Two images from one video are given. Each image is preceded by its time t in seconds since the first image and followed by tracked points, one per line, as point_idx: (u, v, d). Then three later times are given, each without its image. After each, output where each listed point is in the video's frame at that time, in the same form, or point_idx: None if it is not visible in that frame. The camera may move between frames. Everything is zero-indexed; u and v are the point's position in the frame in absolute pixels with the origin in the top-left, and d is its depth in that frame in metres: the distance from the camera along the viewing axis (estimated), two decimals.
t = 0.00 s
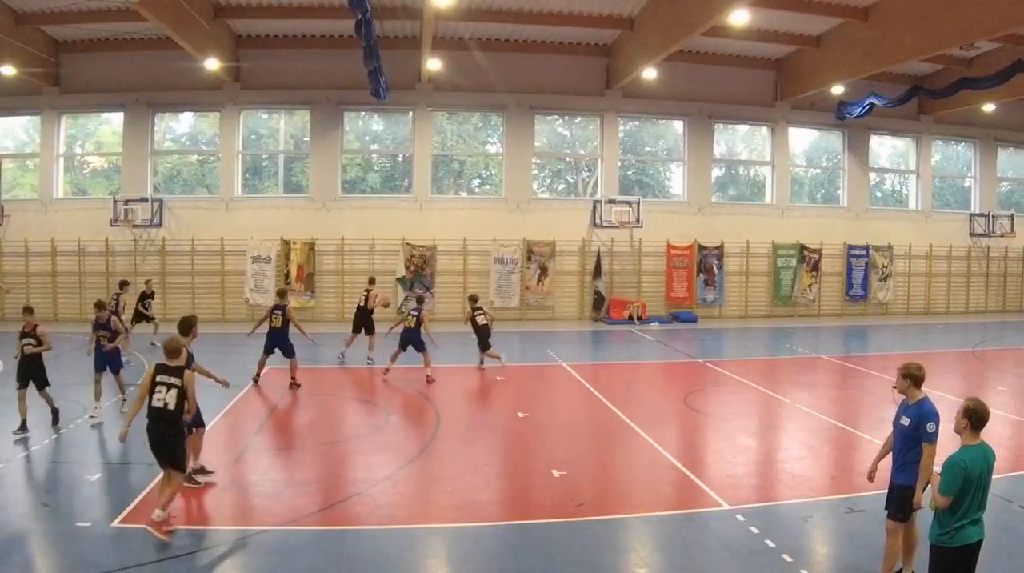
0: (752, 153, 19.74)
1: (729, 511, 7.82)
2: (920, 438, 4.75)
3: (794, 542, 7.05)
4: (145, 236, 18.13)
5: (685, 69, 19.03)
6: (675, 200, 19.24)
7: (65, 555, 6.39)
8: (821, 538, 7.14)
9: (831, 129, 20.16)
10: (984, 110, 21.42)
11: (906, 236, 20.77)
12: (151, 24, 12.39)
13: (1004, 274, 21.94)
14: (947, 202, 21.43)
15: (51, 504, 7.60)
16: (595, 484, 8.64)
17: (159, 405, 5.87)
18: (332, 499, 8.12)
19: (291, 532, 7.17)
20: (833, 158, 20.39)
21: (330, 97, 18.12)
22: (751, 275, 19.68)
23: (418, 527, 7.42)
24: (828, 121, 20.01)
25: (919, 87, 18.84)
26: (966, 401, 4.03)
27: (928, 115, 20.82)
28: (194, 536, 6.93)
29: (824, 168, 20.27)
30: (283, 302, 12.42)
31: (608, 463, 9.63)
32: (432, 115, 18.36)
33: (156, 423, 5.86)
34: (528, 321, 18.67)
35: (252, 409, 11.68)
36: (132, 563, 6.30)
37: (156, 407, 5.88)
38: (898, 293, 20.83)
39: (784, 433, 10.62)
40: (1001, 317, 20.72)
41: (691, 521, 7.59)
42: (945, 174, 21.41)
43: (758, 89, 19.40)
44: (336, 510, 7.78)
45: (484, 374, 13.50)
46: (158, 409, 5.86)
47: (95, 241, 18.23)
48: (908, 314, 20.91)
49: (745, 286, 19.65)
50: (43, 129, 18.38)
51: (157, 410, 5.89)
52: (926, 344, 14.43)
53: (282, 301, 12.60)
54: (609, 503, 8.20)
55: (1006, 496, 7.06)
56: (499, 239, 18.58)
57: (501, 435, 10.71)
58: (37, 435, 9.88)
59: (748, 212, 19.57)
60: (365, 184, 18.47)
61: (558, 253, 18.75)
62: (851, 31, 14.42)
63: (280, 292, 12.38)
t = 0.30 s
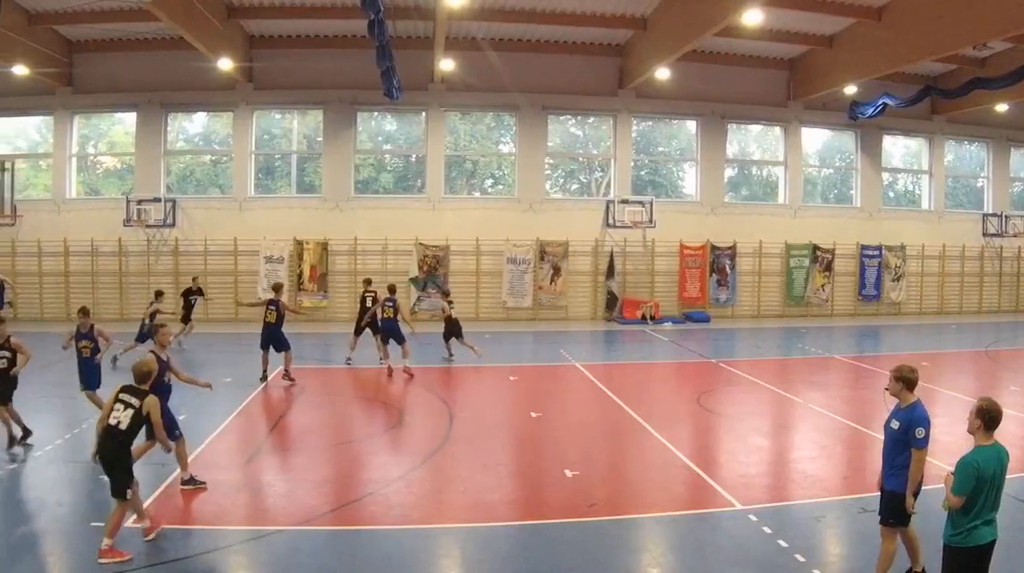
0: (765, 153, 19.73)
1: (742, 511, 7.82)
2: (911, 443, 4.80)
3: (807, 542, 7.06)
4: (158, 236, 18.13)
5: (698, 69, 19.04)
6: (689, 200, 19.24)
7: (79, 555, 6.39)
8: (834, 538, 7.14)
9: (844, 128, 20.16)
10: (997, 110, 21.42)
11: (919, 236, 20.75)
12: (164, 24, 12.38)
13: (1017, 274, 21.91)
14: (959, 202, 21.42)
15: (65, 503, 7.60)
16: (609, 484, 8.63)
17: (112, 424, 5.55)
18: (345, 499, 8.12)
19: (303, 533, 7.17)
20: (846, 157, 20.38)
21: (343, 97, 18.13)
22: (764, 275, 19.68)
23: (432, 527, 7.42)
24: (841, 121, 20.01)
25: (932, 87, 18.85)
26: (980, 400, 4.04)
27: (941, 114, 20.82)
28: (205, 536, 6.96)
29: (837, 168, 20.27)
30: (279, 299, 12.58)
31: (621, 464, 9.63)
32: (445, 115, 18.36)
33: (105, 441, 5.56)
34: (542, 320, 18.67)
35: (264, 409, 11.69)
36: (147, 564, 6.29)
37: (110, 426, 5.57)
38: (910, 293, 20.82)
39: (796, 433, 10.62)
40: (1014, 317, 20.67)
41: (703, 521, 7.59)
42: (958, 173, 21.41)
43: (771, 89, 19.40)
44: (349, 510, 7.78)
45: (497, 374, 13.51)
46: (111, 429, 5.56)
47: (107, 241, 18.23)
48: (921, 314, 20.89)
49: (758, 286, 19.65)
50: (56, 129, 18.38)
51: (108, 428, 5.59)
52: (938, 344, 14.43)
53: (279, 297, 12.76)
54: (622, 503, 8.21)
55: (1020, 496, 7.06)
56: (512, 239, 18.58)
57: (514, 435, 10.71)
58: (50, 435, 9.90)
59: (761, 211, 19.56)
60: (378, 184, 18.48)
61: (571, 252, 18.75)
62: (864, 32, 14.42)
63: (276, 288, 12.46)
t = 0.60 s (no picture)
0: (778, 153, 19.73)
1: (754, 511, 7.82)
2: (901, 444, 4.85)
3: (820, 542, 7.06)
4: (171, 236, 18.14)
5: (711, 69, 19.04)
6: (702, 200, 19.23)
7: (91, 554, 6.40)
8: (848, 538, 7.13)
9: (857, 128, 20.17)
10: (1009, 110, 21.42)
11: (932, 236, 20.73)
12: (178, 25, 12.39)
13: None
14: (972, 202, 21.42)
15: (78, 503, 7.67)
16: (621, 484, 8.63)
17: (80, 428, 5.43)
18: (357, 499, 8.12)
19: (316, 533, 7.17)
20: (859, 157, 20.39)
21: (356, 97, 18.13)
22: (778, 275, 19.67)
23: (446, 527, 7.42)
24: (854, 122, 20.02)
25: (945, 87, 18.86)
26: (992, 399, 4.06)
27: (953, 114, 20.82)
28: (216, 537, 6.94)
29: (850, 168, 20.28)
30: (279, 299, 12.66)
31: (634, 463, 9.63)
32: (458, 115, 18.36)
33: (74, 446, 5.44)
34: (555, 320, 18.67)
35: (275, 409, 11.70)
36: (158, 563, 6.30)
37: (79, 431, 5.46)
38: (923, 293, 20.81)
39: (809, 433, 10.63)
40: None
41: (716, 521, 7.58)
42: (971, 174, 21.41)
43: (784, 88, 19.39)
44: (362, 510, 7.78)
45: (510, 374, 13.50)
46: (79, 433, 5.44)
47: (120, 241, 18.25)
48: (934, 314, 20.85)
49: (771, 286, 19.64)
50: (69, 128, 18.38)
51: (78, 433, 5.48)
52: (952, 344, 14.43)
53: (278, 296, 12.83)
54: (635, 503, 8.21)
55: None
56: (525, 239, 18.58)
57: (528, 435, 10.70)
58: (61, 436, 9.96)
59: (775, 211, 19.55)
60: (391, 184, 18.48)
61: (584, 252, 18.75)
62: (877, 31, 14.42)
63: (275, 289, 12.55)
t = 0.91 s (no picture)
0: (791, 153, 19.74)
1: (767, 511, 7.82)
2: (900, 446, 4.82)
3: (833, 541, 7.06)
4: (184, 236, 18.15)
5: (724, 69, 19.05)
6: (715, 200, 19.22)
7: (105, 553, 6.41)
8: (861, 538, 7.14)
9: (870, 129, 20.17)
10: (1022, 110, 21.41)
11: (944, 236, 20.72)
12: (190, 25, 12.39)
13: None
14: (985, 202, 21.41)
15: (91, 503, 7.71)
16: (634, 484, 8.63)
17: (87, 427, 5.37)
18: (370, 500, 8.12)
19: (329, 533, 7.18)
20: (872, 158, 20.39)
21: (369, 97, 18.13)
22: (791, 275, 19.66)
23: (459, 526, 7.42)
24: (867, 122, 20.04)
25: (957, 87, 18.88)
26: (1007, 397, 3.97)
27: (966, 114, 20.81)
28: (228, 537, 6.95)
29: (862, 168, 20.28)
30: (289, 298, 12.66)
31: (647, 463, 9.62)
32: (471, 115, 18.36)
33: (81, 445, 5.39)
34: (568, 320, 18.67)
35: (288, 409, 11.70)
36: (172, 563, 6.31)
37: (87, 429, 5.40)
38: (936, 294, 20.80)
39: (821, 432, 10.63)
40: None
41: (729, 521, 7.59)
42: (984, 174, 21.40)
43: (796, 88, 19.40)
44: (374, 510, 7.78)
45: (523, 374, 13.50)
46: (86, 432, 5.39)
47: (133, 242, 18.26)
48: (947, 314, 20.83)
49: (784, 286, 19.63)
50: (82, 128, 18.39)
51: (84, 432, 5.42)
52: (964, 344, 14.42)
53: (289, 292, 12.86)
54: (648, 502, 8.21)
55: None
56: (538, 239, 18.58)
57: (541, 435, 10.70)
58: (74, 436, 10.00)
59: (788, 211, 19.55)
60: (404, 184, 18.48)
61: (597, 253, 18.75)
62: (890, 31, 14.42)
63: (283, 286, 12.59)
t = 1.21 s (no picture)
0: (804, 153, 19.73)
1: (779, 511, 7.83)
2: (899, 445, 4.95)
3: (846, 541, 7.06)
4: (197, 236, 18.17)
5: (737, 69, 19.04)
6: (728, 200, 19.21)
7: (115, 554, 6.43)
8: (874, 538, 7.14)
9: (883, 128, 20.16)
10: None
11: (957, 236, 20.70)
12: (204, 24, 12.39)
13: None
14: (998, 202, 21.37)
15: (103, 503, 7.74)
16: (647, 484, 8.63)
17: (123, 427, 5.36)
18: (382, 500, 8.12)
19: (341, 533, 7.18)
20: (885, 158, 20.38)
21: (382, 97, 18.13)
22: (804, 275, 19.65)
23: (472, 527, 7.42)
24: (880, 121, 20.03)
25: (971, 87, 18.88)
26: (1016, 398, 3.93)
27: (979, 114, 20.79)
28: (241, 537, 6.96)
29: (875, 168, 20.27)
30: (302, 298, 12.65)
31: (660, 463, 9.62)
32: (484, 115, 18.36)
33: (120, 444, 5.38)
34: (581, 320, 18.67)
35: (300, 409, 11.71)
36: (183, 563, 6.32)
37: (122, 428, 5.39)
38: (949, 294, 20.78)
39: (834, 432, 10.63)
40: None
41: (741, 521, 7.59)
42: (997, 174, 21.36)
43: (808, 88, 19.39)
44: (386, 510, 7.78)
45: (536, 373, 13.50)
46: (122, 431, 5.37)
47: (146, 242, 18.28)
48: (960, 314, 20.81)
49: (797, 286, 19.63)
50: (95, 128, 18.39)
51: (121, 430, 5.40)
52: (978, 344, 14.41)
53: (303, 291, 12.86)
54: (659, 502, 8.21)
55: None
56: (551, 239, 18.58)
57: (554, 435, 10.70)
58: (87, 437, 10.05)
59: (801, 211, 19.54)
60: (417, 184, 18.48)
61: (610, 252, 18.75)
62: (904, 31, 14.41)
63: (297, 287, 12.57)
